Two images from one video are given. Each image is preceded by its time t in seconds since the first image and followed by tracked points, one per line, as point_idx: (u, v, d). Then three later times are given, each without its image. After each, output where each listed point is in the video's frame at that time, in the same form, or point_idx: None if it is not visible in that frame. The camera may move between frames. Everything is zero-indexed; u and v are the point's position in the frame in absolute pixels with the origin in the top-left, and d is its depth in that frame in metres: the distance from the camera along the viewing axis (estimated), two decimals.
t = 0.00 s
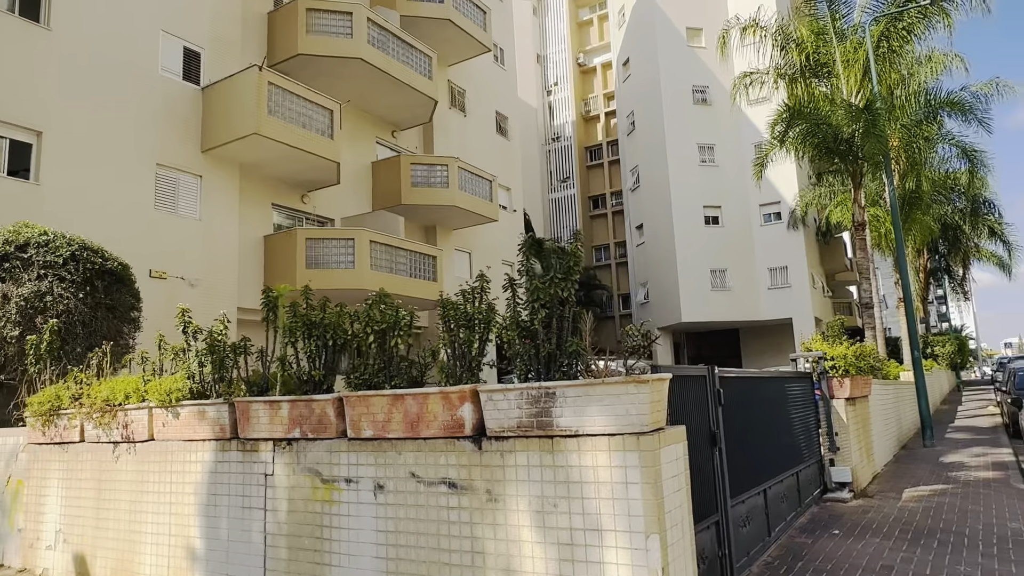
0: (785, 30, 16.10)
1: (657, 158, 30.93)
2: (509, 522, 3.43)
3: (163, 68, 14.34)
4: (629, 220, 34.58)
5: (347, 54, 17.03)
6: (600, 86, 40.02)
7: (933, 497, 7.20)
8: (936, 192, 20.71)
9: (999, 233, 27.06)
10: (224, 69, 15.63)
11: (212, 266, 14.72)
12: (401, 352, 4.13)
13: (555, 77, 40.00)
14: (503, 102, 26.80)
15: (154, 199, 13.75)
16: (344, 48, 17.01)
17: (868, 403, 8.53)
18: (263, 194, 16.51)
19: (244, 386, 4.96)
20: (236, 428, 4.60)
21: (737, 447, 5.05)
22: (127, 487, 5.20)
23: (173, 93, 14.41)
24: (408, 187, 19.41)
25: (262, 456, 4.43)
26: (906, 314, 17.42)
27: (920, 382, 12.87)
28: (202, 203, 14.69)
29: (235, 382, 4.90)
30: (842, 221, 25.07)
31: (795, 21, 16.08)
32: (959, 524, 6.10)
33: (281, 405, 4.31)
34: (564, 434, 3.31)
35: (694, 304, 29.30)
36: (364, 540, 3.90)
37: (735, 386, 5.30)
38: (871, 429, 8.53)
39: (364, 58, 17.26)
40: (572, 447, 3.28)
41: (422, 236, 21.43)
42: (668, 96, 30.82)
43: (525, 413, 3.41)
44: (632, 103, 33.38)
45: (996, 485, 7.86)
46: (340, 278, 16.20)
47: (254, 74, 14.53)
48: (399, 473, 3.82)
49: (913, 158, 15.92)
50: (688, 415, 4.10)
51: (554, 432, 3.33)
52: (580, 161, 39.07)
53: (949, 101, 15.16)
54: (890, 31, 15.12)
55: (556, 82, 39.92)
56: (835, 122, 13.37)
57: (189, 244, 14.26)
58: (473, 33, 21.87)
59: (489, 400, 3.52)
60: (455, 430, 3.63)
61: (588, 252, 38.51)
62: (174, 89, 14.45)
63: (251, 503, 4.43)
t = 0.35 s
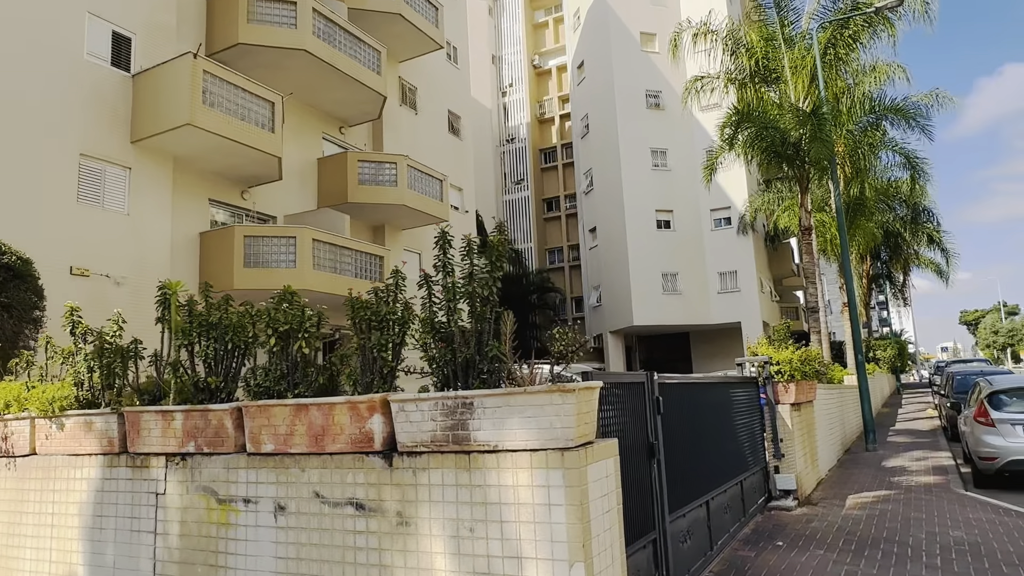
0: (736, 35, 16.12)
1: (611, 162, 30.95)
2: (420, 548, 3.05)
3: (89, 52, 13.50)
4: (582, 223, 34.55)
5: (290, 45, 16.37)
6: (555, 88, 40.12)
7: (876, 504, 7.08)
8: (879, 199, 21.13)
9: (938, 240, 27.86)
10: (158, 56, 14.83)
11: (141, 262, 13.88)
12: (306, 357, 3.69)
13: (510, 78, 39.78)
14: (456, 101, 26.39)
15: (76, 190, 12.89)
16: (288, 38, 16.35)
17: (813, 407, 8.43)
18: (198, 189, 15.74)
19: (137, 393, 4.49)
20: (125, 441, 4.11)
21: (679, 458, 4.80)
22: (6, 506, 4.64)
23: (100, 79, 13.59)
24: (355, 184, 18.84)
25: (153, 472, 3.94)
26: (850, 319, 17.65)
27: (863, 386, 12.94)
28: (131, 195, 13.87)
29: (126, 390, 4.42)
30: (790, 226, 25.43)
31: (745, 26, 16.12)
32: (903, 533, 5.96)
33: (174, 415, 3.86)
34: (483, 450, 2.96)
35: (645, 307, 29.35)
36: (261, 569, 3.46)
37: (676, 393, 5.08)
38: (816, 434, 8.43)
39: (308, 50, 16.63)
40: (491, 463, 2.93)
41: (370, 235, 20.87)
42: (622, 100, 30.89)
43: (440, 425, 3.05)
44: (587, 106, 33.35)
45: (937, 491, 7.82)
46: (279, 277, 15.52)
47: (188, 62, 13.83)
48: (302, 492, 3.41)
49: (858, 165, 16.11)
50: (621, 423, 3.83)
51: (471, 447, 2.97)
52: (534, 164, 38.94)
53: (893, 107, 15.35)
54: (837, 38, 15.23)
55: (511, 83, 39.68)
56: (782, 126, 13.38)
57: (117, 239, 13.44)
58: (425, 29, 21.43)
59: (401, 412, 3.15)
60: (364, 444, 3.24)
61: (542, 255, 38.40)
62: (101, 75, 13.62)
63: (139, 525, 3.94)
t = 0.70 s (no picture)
0: (697, 34, 16.02)
1: (573, 162, 30.84)
2: None
3: (21, 32, 12.68)
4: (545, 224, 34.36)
5: (241, 33, 15.72)
6: (519, 87, 39.89)
7: (835, 508, 6.90)
8: (835, 202, 21.36)
9: (892, 244, 28.35)
10: (97, 40, 14.06)
11: (76, 257, 13.08)
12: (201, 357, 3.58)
13: (473, 77, 39.42)
14: (417, 97, 25.90)
15: (4, 178, 12.06)
16: (238, 26, 15.67)
17: (772, 409, 8.20)
18: (141, 181, 14.98)
19: (22, 397, 4.04)
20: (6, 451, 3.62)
21: (632, 465, 4.53)
22: None
23: (32, 61, 12.79)
24: (309, 180, 18.25)
25: (34, 488, 3.45)
26: (808, 321, 17.72)
27: (821, 386, 12.91)
28: (65, 185, 13.06)
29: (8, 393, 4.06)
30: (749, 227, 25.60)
31: (706, 25, 16.04)
32: (863, 540, 5.75)
33: (59, 422, 3.40)
34: (401, 461, 2.57)
35: (606, 309, 29.25)
36: None
37: (630, 396, 4.81)
38: (774, 436, 8.23)
39: (260, 39, 15.99)
40: (410, 477, 2.55)
41: (326, 233, 20.33)
42: (585, 100, 30.78)
43: (354, 432, 2.66)
44: (550, 106, 33.16)
45: (895, 493, 7.68)
46: (226, 275, 14.84)
47: (128, 46, 13.13)
48: (199, 511, 2.97)
49: (817, 166, 16.15)
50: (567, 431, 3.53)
51: (388, 458, 2.58)
52: (497, 163, 38.64)
53: (851, 109, 15.45)
54: (797, 39, 15.20)
55: (474, 82, 39.31)
56: (742, 124, 13.28)
57: (48, 231, 12.62)
58: (384, 22, 20.91)
59: (310, 418, 2.75)
60: (268, 454, 2.83)
61: (505, 255, 38.12)
62: (33, 58, 12.83)
63: (17, 549, 3.44)
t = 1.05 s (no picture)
0: (662, 34, 15.88)
1: (540, 164, 30.62)
2: None
3: None
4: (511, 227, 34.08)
5: (192, 22, 15.05)
6: (486, 89, 39.61)
7: (800, 517, 6.66)
8: (798, 207, 21.47)
9: (853, 249, 28.73)
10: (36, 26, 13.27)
11: (10, 254, 12.28)
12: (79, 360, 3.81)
13: (440, 77, 38.98)
14: (380, 95, 25.36)
15: None
16: (189, 15, 15.00)
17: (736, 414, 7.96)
18: (83, 175, 14.20)
19: None
20: None
21: (587, 479, 4.26)
22: None
23: None
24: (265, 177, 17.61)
25: None
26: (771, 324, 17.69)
27: (783, 389, 12.79)
28: None
29: None
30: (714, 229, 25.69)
31: (671, 26, 15.91)
32: (830, 552, 5.49)
33: None
34: (302, 483, 2.18)
35: (572, 312, 28.97)
36: None
37: (587, 402, 4.52)
38: (737, 442, 7.99)
39: (212, 30, 15.34)
40: (312, 502, 2.15)
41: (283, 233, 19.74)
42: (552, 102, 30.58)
43: (248, 449, 2.25)
44: (517, 108, 32.91)
45: (860, 501, 7.48)
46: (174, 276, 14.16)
47: (68, 31, 12.40)
48: (70, 541, 2.52)
49: (780, 168, 16.12)
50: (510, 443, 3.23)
51: (287, 481, 2.18)
52: (463, 165, 38.24)
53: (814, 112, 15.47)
54: (761, 41, 15.15)
55: (441, 83, 38.87)
56: (706, 123, 13.10)
57: None
58: (345, 16, 20.36)
59: (201, 432, 2.35)
60: (147, 472, 2.43)
61: (470, 258, 37.74)
62: None
63: None
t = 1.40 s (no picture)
0: (631, 33, 15.67)
1: (508, 166, 30.34)
2: None
3: None
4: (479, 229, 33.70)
5: (145, 11, 14.41)
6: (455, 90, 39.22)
7: (768, 527, 6.38)
8: (765, 210, 21.44)
9: (818, 253, 28.98)
10: None
11: None
12: None
13: (408, 77, 38.49)
14: (345, 93, 24.80)
15: None
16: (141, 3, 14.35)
17: (703, 419, 7.68)
18: (24, 168, 13.44)
19: None
20: None
21: (542, 488, 4.11)
22: None
23: None
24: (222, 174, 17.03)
25: None
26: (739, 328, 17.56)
27: (752, 393, 12.58)
28: None
29: None
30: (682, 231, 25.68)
31: (639, 25, 15.71)
32: (799, 565, 5.21)
33: None
34: (167, 512, 2.17)
35: (541, 316, 28.70)
36: None
37: (546, 406, 4.39)
38: (704, 448, 7.72)
39: (165, 19, 14.71)
40: (179, 533, 2.14)
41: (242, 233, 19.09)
42: (521, 103, 30.29)
43: (103, 474, 2.27)
44: (486, 109, 32.57)
45: (829, 507, 7.26)
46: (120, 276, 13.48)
47: (6, 14, 11.66)
48: None
49: (748, 170, 16.00)
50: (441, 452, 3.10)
51: (149, 510, 2.17)
52: (432, 166, 37.74)
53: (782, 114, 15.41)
54: (728, 42, 15.02)
55: (409, 83, 38.36)
56: (674, 121, 12.86)
57: None
58: (307, 10, 19.79)
59: (51, 451, 2.37)
60: None
61: (438, 260, 37.24)
62: None
63: None
